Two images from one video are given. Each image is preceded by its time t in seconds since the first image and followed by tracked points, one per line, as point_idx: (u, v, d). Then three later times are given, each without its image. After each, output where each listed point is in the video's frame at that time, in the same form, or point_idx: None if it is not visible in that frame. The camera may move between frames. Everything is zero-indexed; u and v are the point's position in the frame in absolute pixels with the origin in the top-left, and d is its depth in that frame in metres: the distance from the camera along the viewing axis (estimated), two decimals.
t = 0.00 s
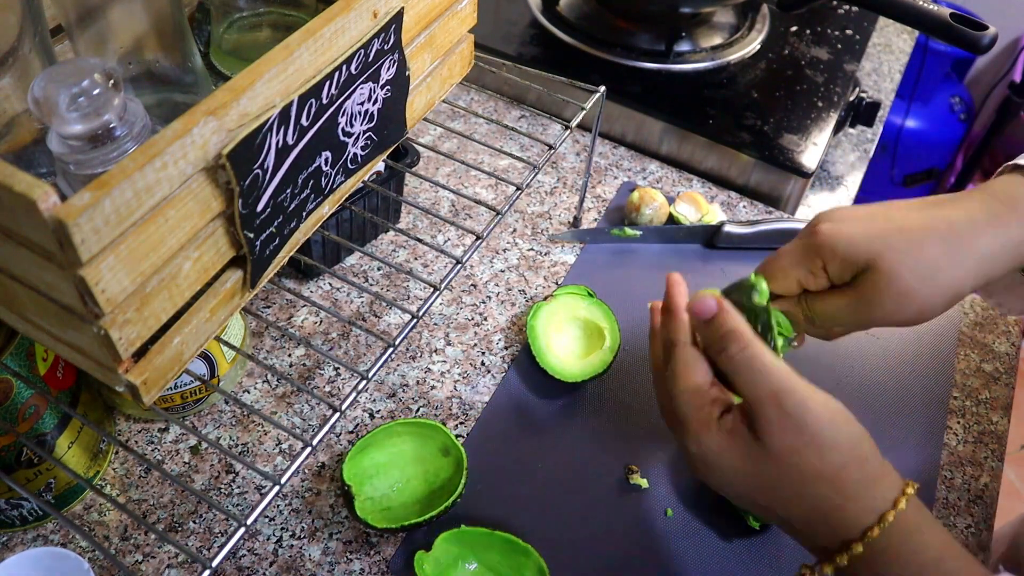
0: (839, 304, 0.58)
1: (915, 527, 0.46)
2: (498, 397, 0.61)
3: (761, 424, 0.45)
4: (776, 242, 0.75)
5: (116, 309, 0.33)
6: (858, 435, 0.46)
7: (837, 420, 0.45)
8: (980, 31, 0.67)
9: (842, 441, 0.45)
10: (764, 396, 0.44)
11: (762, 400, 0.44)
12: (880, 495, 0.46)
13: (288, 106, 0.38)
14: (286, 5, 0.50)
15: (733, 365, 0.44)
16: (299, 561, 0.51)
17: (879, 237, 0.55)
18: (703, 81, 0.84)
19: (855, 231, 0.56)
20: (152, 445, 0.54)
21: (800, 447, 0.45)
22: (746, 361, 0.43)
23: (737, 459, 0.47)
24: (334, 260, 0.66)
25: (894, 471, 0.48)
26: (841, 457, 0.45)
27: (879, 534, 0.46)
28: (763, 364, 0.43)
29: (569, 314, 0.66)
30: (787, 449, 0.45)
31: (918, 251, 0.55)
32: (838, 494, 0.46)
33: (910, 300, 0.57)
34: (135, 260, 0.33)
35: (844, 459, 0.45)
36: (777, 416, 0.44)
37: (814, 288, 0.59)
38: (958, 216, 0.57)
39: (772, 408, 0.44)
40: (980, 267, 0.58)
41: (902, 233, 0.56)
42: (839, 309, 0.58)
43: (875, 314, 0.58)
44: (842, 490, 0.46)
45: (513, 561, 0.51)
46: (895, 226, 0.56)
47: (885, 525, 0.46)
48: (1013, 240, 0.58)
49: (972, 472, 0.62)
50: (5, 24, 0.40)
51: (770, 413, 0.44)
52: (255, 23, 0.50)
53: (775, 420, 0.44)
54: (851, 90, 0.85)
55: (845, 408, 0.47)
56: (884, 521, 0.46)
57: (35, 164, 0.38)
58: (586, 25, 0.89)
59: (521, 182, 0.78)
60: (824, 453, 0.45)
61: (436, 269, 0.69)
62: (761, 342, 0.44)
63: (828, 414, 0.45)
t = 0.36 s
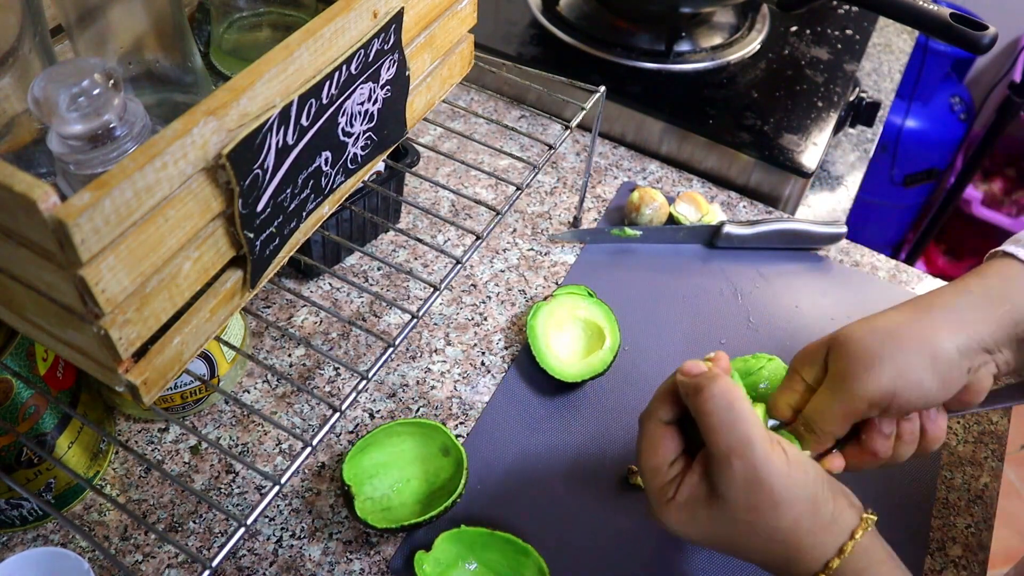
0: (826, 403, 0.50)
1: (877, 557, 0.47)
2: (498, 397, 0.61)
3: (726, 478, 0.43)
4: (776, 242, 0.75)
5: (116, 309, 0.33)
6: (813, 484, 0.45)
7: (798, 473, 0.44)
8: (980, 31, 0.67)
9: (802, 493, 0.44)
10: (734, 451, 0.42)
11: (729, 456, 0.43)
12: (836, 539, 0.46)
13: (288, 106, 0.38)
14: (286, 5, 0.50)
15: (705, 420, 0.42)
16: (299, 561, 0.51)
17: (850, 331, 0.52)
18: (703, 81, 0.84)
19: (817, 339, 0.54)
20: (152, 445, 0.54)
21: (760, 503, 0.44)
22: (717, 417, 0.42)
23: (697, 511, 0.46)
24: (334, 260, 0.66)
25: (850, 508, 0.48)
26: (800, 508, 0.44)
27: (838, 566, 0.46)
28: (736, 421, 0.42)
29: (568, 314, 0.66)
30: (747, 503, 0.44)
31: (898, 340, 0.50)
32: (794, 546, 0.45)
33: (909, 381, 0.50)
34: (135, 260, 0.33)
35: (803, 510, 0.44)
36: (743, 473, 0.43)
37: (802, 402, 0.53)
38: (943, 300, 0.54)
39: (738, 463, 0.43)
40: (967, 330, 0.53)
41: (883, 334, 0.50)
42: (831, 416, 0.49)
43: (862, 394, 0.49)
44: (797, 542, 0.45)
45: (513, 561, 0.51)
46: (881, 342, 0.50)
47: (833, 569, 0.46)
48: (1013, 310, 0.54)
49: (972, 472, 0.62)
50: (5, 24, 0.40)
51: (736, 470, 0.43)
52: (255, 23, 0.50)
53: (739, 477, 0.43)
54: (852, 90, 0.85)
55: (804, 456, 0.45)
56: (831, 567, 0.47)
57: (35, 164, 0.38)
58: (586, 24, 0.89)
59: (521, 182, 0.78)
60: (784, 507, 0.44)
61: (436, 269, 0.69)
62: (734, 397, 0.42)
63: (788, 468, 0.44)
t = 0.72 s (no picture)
0: (836, 391, 0.51)
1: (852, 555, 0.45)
2: (498, 397, 0.61)
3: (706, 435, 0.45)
4: (776, 243, 0.75)
5: (116, 309, 0.33)
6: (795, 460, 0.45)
7: (776, 444, 0.45)
8: (980, 31, 0.67)
9: (780, 462, 0.45)
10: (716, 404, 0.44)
11: (713, 409, 0.44)
12: (812, 521, 0.46)
13: (288, 106, 0.38)
14: (286, 5, 0.50)
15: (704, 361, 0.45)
16: (299, 561, 0.51)
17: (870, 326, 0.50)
18: (703, 81, 0.84)
19: (836, 319, 0.52)
20: (152, 445, 0.54)
21: (730, 467, 0.45)
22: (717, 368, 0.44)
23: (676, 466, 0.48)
24: (334, 260, 0.66)
25: (832, 499, 0.47)
26: (772, 479, 0.45)
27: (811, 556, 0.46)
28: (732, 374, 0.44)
29: (569, 314, 0.66)
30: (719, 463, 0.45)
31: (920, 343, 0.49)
32: (764, 520, 0.45)
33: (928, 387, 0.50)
34: (136, 260, 0.33)
35: (775, 481, 0.45)
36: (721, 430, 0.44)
37: (806, 380, 0.55)
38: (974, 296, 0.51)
39: (721, 419, 0.44)
40: (992, 331, 0.51)
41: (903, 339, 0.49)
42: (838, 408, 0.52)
43: (876, 398, 0.50)
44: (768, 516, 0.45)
45: (513, 561, 0.51)
46: (901, 349, 0.49)
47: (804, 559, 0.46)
48: None
49: (972, 472, 0.62)
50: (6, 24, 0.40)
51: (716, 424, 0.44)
52: (255, 23, 0.50)
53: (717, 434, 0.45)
54: (851, 90, 0.85)
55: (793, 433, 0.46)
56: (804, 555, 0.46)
57: (35, 164, 0.38)
58: (586, 25, 0.89)
59: (521, 182, 0.78)
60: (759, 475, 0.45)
61: (436, 269, 0.69)
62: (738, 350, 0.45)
63: (768, 434, 0.44)
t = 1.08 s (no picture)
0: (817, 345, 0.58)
1: None
2: (498, 397, 0.61)
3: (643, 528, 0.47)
4: (777, 243, 0.75)
5: (116, 309, 0.33)
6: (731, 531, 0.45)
7: (708, 511, 0.46)
8: (980, 31, 0.67)
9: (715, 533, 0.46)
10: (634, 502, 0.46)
11: (634, 504, 0.46)
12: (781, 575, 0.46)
13: (288, 106, 0.38)
14: (286, 5, 0.50)
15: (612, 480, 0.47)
16: (299, 561, 0.51)
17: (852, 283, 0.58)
18: (703, 81, 0.84)
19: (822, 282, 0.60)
20: (152, 445, 0.54)
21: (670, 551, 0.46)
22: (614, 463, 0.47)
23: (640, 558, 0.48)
24: (334, 260, 0.66)
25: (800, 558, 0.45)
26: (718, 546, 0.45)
27: None
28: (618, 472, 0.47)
29: (568, 314, 0.65)
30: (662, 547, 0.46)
31: (906, 305, 0.56)
32: None
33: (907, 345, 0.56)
34: (135, 260, 0.33)
35: (724, 547, 0.46)
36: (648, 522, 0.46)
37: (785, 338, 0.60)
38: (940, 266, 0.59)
39: (645, 509, 0.46)
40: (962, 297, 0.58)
41: (890, 298, 0.57)
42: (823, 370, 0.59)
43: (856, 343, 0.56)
44: None
45: (512, 562, 0.51)
46: (899, 310, 0.56)
47: None
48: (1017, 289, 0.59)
49: (972, 472, 0.62)
50: (6, 24, 0.40)
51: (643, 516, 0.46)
52: (255, 23, 0.50)
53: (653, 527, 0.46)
54: (851, 90, 0.85)
55: (718, 494, 0.48)
56: None
57: (35, 164, 0.38)
58: (587, 24, 0.89)
59: (521, 182, 0.78)
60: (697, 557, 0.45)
61: (436, 269, 0.69)
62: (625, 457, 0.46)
63: (696, 505, 0.46)
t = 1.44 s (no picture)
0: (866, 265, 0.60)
1: None
2: (498, 397, 0.61)
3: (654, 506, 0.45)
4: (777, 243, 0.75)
5: (116, 309, 0.33)
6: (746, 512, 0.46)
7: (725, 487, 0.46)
8: (980, 31, 0.67)
9: (731, 516, 0.45)
10: (665, 485, 0.46)
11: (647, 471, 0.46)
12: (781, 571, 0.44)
13: (288, 106, 0.38)
14: (286, 5, 0.50)
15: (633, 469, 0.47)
16: (299, 561, 0.51)
17: (897, 199, 0.58)
18: (703, 80, 0.84)
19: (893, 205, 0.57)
20: (152, 445, 0.54)
21: (692, 522, 0.44)
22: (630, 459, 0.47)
23: None
24: (334, 260, 0.66)
25: (792, 557, 0.45)
26: (734, 520, 0.45)
27: None
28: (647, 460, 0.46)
29: (568, 314, 0.65)
30: (683, 522, 0.44)
31: (939, 241, 0.56)
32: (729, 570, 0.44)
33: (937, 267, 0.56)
34: (135, 260, 0.33)
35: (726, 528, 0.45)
36: (674, 502, 0.45)
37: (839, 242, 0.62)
38: (968, 213, 0.57)
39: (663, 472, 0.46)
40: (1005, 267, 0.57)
41: (957, 232, 0.56)
42: (852, 266, 0.60)
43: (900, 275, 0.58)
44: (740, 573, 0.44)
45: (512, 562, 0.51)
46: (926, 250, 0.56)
47: None
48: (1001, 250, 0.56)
49: (972, 472, 0.62)
50: (6, 24, 0.40)
51: (664, 488, 0.45)
52: (255, 23, 0.50)
53: (673, 504, 0.45)
54: (852, 90, 0.85)
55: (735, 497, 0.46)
56: None
57: (35, 164, 0.38)
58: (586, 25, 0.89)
59: (521, 181, 0.78)
60: (712, 531, 0.44)
61: (436, 269, 0.69)
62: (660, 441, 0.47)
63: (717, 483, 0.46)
